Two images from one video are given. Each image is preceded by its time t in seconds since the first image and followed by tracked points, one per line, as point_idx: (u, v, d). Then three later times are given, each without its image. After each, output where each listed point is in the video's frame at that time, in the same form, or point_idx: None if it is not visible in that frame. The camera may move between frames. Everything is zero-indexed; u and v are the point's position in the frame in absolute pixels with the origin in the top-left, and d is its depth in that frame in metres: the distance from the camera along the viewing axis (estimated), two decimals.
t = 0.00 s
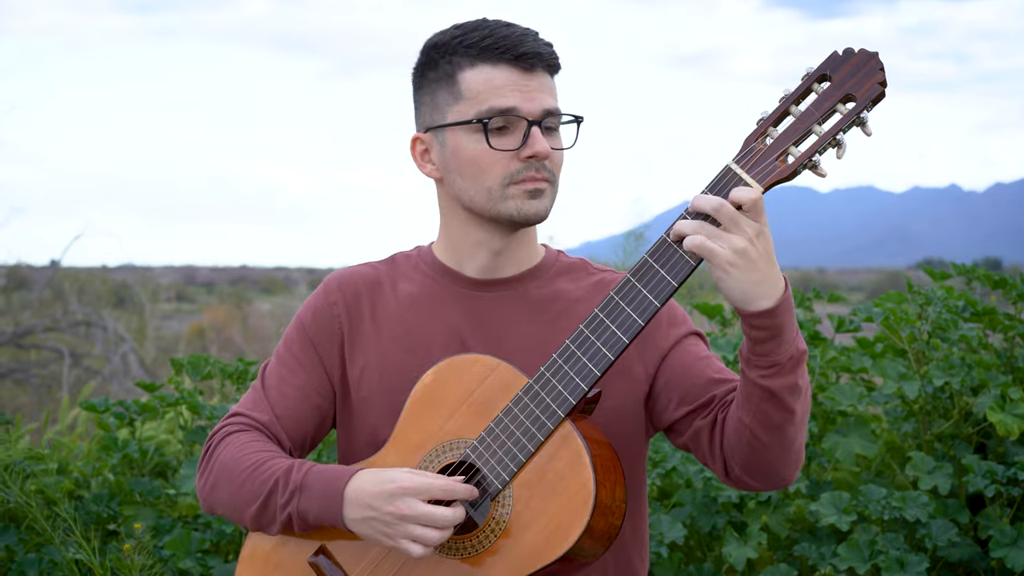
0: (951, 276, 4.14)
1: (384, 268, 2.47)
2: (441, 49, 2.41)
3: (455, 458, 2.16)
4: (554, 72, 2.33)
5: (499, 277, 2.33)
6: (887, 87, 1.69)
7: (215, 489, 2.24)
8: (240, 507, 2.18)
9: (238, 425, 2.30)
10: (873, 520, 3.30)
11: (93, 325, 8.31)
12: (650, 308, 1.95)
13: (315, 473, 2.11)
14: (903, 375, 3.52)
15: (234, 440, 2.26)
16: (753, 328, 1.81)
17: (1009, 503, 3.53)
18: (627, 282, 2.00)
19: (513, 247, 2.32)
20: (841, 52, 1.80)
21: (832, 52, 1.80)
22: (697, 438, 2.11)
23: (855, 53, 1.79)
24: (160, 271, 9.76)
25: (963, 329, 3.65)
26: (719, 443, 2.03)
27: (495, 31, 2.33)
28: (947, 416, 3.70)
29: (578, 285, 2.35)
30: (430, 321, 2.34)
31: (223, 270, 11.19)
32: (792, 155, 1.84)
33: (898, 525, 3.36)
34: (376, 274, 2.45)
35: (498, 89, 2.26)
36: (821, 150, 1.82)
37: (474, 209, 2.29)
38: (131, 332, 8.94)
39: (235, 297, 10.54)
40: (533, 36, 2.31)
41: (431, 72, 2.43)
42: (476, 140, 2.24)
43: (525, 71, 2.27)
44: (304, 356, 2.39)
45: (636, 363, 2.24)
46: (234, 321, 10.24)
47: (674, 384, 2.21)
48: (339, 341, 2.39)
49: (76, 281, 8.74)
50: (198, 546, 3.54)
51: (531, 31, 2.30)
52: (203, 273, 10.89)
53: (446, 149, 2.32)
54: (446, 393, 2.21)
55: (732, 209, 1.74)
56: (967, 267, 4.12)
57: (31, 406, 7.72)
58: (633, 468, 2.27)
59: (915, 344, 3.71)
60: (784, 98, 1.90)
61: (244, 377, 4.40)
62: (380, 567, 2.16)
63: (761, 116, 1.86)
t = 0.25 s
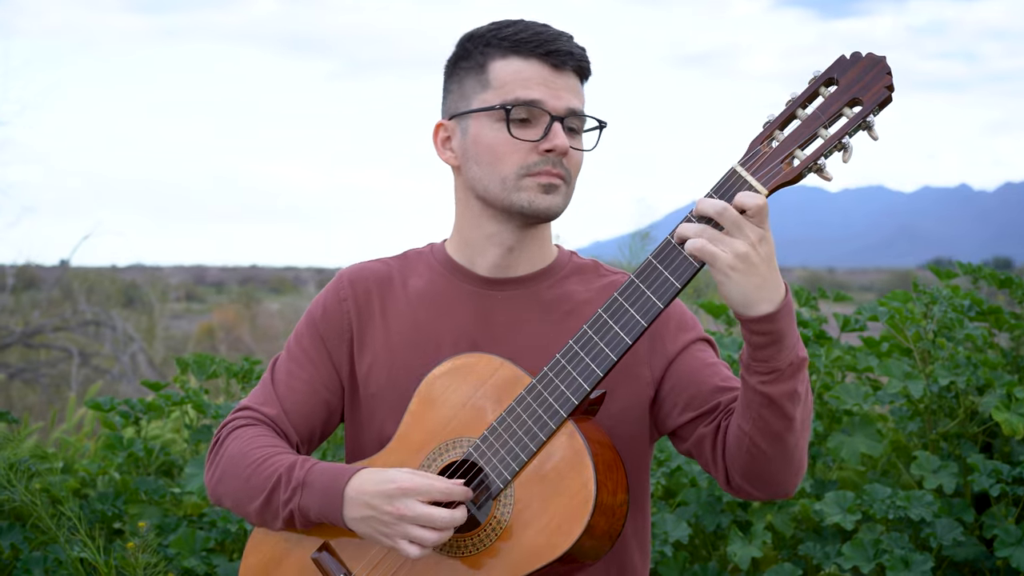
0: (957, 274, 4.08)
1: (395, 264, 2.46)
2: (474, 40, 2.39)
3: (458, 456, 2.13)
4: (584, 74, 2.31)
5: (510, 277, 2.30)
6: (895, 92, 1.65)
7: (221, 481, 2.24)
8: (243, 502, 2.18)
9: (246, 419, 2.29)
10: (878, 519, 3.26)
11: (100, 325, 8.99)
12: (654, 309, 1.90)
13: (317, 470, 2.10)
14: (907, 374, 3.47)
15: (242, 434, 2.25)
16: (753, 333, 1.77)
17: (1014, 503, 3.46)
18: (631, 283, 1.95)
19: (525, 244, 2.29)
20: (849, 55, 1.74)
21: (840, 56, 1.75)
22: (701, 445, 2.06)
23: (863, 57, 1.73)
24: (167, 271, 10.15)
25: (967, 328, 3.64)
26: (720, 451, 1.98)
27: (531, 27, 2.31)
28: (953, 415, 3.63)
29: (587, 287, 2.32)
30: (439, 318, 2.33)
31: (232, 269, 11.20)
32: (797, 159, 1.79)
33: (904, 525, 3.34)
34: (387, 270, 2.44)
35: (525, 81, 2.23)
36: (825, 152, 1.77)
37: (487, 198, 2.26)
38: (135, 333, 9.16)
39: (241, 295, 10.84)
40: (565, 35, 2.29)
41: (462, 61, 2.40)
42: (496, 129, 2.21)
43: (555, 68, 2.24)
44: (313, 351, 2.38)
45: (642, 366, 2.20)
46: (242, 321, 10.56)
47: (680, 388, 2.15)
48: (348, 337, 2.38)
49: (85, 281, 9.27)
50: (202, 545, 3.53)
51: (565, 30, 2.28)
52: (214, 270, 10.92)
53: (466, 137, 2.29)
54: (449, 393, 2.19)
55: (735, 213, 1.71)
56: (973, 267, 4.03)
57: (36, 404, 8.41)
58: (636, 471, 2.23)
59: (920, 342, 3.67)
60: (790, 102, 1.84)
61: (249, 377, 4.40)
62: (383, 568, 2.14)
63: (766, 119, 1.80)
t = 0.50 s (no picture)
0: (963, 274, 4.02)
1: (404, 262, 2.44)
2: (505, 36, 2.37)
3: (463, 453, 2.10)
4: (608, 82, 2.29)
5: (520, 275, 2.28)
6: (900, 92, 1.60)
7: (224, 477, 2.23)
8: (244, 498, 2.17)
9: (251, 414, 2.28)
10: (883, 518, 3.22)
11: (110, 325, 9.10)
12: (658, 308, 1.87)
13: (314, 467, 2.06)
14: (912, 374, 3.43)
15: (246, 429, 2.23)
16: (761, 335, 1.73)
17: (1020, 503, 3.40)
18: (636, 283, 1.92)
19: (537, 242, 2.26)
20: (856, 57, 1.71)
21: (847, 58, 1.72)
22: (709, 449, 2.01)
23: (870, 59, 1.71)
24: (176, 271, 10.05)
25: (972, 327, 3.61)
26: (728, 454, 1.94)
27: (563, 28, 2.29)
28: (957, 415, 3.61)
29: (598, 288, 2.28)
30: (445, 316, 2.31)
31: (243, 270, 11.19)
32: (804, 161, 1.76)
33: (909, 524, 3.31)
34: (395, 267, 2.43)
35: (551, 79, 2.21)
36: (831, 154, 1.74)
37: (499, 189, 2.23)
38: (145, 333, 9.26)
39: (255, 297, 10.61)
40: (594, 40, 2.27)
41: (492, 54, 2.38)
42: (518, 122, 2.19)
43: (582, 71, 2.22)
44: (319, 348, 2.36)
45: (649, 368, 2.15)
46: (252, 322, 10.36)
47: (688, 391, 2.11)
48: (354, 333, 2.36)
49: (95, 282, 9.35)
50: (206, 544, 3.49)
51: (594, 36, 2.27)
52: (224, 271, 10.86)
53: (486, 127, 2.27)
54: (454, 392, 2.17)
55: (747, 214, 1.67)
56: (979, 266, 4.02)
57: (45, 405, 8.45)
58: (641, 473, 2.19)
59: (925, 342, 3.62)
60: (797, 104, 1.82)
61: (254, 376, 4.38)
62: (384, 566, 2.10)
63: (773, 120, 1.78)
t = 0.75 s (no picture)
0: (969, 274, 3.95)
1: (411, 259, 2.41)
2: (525, 34, 2.34)
3: (466, 453, 2.08)
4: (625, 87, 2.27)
5: (528, 273, 2.25)
6: (904, 93, 1.54)
7: (226, 473, 2.20)
8: (245, 495, 2.14)
9: (254, 411, 2.25)
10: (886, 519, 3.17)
11: (120, 325, 9.15)
12: (661, 308, 1.83)
13: (315, 467, 2.04)
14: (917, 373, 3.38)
15: (248, 426, 2.21)
16: (778, 331, 1.68)
17: None
18: (640, 282, 1.89)
19: (547, 242, 2.23)
20: (862, 57, 1.66)
21: (851, 59, 1.67)
22: (729, 442, 1.97)
23: (876, 59, 1.65)
24: (186, 271, 9.96)
25: (977, 327, 3.54)
26: (750, 446, 1.89)
27: (584, 30, 2.27)
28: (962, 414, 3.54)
29: (606, 287, 2.25)
30: (451, 313, 2.27)
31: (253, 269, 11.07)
32: (809, 160, 1.72)
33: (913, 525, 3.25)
34: (401, 264, 2.39)
35: (571, 80, 2.18)
36: (835, 154, 1.69)
37: (512, 188, 2.20)
38: (154, 333, 9.25)
39: (262, 298, 10.45)
40: (614, 44, 2.25)
41: (512, 51, 2.35)
42: (536, 121, 2.16)
43: (601, 74, 2.20)
44: (325, 345, 2.33)
45: (660, 364, 2.12)
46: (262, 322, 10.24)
47: (703, 386, 2.07)
48: (360, 331, 2.33)
49: (105, 282, 9.35)
50: (209, 544, 3.44)
51: (614, 39, 2.24)
52: (234, 270, 10.67)
53: (504, 124, 2.24)
54: (457, 391, 2.15)
55: (750, 217, 1.60)
56: (985, 265, 3.92)
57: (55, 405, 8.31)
58: (648, 471, 2.15)
59: (929, 341, 3.60)
60: (803, 104, 1.78)
61: (258, 375, 4.34)
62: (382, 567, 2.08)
63: (777, 120, 1.74)
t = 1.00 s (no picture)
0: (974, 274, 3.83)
1: (416, 259, 2.36)
2: (532, 35, 2.29)
3: (466, 455, 2.03)
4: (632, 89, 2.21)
5: (533, 273, 2.20)
6: (909, 93, 1.53)
7: (231, 472, 2.16)
8: (252, 493, 2.11)
9: (259, 410, 2.21)
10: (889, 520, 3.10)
11: (130, 325, 9.15)
12: (666, 309, 1.79)
13: (323, 463, 2.01)
14: (921, 373, 3.33)
15: (254, 424, 2.17)
16: (792, 331, 1.64)
17: None
18: (644, 283, 1.85)
19: (553, 243, 2.19)
20: (867, 59, 1.64)
21: (857, 60, 1.65)
22: (746, 435, 1.92)
23: (881, 62, 1.63)
24: (195, 269, 9.66)
25: (981, 327, 3.44)
26: (769, 439, 1.84)
27: (591, 31, 2.20)
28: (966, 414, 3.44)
29: (610, 285, 2.21)
30: (457, 314, 2.23)
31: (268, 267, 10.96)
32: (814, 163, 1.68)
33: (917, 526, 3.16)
34: (406, 263, 2.34)
35: (577, 84, 2.12)
36: (839, 157, 1.66)
37: (519, 194, 2.16)
38: (163, 332, 9.26)
39: (272, 295, 9.94)
40: (622, 47, 2.19)
41: (517, 52, 2.30)
42: (543, 126, 2.11)
43: (608, 77, 2.14)
44: (330, 344, 2.28)
45: (667, 361, 2.07)
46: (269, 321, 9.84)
47: (715, 380, 2.01)
48: (365, 330, 2.28)
49: (113, 280, 9.19)
50: (212, 544, 3.38)
51: (623, 42, 2.18)
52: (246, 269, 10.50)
53: (510, 128, 2.19)
54: (458, 392, 2.10)
55: (751, 220, 1.57)
56: (991, 265, 3.80)
57: (65, 402, 8.47)
58: (653, 467, 2.11)
59: (935, 341, 3.47)
60: (807, 106, 1.75)
61: (263, 375, 4.27)
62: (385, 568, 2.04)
63: (782, 121, 1.71)
